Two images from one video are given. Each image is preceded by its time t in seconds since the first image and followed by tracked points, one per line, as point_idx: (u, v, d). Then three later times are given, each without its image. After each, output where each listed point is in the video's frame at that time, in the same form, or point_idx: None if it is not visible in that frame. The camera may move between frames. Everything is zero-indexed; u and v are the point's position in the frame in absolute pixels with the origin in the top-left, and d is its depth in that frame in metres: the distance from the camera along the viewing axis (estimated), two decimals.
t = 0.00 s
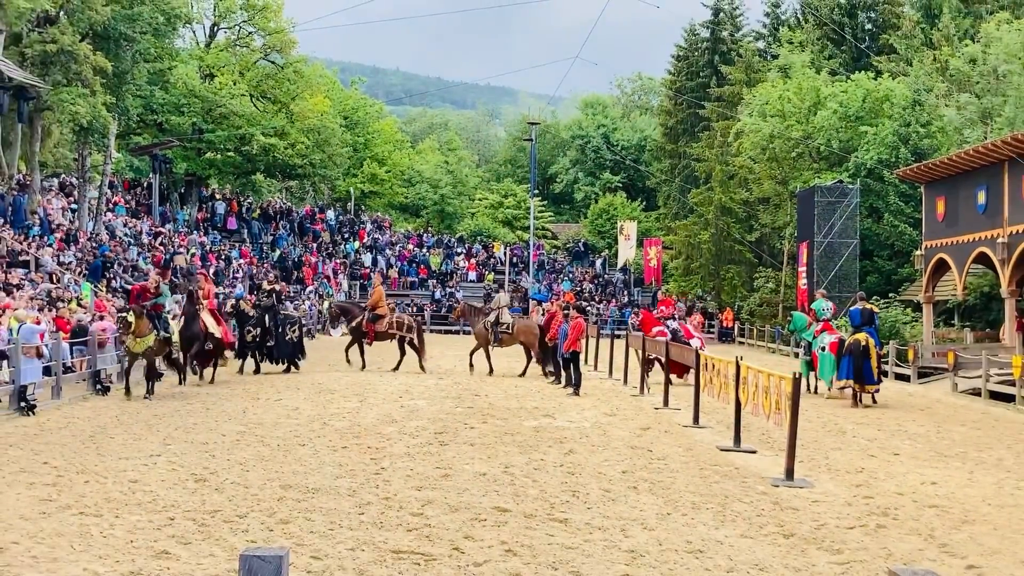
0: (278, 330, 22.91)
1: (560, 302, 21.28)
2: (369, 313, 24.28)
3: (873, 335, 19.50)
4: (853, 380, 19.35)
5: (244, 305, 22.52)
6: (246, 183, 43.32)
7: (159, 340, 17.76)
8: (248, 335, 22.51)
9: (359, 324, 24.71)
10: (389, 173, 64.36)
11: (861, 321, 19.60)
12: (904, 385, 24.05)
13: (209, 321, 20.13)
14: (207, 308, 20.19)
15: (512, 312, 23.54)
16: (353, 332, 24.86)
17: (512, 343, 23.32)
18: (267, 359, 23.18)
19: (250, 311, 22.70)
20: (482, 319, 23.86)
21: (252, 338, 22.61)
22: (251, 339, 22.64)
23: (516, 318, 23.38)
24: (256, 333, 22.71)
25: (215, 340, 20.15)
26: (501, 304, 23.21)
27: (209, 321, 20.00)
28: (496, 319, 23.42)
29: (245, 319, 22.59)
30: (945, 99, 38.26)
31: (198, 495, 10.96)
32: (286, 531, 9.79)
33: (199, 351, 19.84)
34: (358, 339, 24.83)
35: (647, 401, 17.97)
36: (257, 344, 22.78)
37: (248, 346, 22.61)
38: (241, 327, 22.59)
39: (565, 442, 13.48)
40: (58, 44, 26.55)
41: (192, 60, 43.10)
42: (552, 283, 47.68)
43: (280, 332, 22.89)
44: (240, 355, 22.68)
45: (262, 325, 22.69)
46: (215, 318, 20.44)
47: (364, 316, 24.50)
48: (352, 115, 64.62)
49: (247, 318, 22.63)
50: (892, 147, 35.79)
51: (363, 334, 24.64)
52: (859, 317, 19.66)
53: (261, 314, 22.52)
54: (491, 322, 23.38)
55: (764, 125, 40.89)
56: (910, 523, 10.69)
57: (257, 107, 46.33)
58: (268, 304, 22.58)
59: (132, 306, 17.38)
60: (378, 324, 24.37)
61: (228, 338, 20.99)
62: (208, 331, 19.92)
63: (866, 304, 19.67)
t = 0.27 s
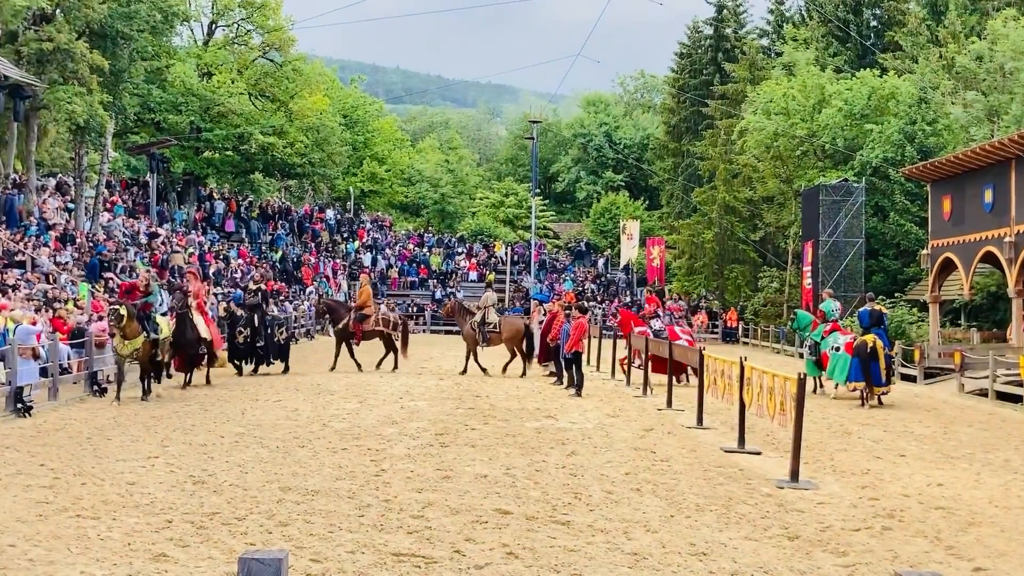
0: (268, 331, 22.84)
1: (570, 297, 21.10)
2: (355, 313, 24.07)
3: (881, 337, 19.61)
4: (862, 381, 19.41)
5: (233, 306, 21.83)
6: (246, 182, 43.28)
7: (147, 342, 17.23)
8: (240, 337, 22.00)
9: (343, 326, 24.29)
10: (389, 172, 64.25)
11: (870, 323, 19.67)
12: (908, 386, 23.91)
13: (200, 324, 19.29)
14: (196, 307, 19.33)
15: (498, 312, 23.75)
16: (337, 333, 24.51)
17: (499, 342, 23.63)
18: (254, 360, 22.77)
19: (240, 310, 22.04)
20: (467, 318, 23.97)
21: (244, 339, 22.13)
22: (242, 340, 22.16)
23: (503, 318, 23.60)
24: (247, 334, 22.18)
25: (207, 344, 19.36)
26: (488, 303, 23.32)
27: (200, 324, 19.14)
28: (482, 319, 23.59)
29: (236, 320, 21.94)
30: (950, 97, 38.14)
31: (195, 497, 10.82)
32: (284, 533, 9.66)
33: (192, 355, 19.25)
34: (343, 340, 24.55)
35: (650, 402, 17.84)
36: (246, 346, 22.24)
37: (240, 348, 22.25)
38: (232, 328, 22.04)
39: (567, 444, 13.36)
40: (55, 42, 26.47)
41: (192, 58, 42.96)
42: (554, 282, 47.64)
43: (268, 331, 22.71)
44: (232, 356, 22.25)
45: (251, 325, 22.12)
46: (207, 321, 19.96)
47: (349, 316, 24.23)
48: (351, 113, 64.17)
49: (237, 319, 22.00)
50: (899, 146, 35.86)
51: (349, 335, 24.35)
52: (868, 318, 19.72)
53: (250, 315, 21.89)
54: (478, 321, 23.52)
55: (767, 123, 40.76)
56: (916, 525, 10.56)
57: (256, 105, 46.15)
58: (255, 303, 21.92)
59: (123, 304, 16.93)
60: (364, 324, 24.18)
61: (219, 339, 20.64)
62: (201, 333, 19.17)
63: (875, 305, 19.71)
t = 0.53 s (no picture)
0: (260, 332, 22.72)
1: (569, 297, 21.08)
2: (344, 314, 24.13)
3: (886, 336, 19.46)
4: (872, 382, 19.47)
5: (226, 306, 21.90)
6: (248, 183, 43.48)
7: (140, 346, 16.84)
8: (233, 338, 21.94)
9: (331, 327, 24.22)
10: (391, 173, 64.27)
11: (873, 322, 19.56)
12: (911, 386, 23.90)
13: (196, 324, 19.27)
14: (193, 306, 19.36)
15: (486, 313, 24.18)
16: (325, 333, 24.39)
17: (486, 342, 24.05)
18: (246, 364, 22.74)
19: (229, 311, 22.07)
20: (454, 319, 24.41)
21: (239, 340, 22.07)
22: (236, 342, 22.07)
23: (490, 318, 24.02)
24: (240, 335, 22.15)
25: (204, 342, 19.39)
26: (475, 303, 23.75)
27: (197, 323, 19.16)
28: (470, 319, 23.94)
29: (228, 322, 21.98)
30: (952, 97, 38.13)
31: (198, 498, 10.83)
32: (287, 534, 9.67)
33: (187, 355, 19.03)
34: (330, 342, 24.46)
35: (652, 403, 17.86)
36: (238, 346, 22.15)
37: (233, 349, 22.09)
38: (224, 330, 21.99)
39: (570, 444, 13.36)
40: (57, 43, 26.36)
41: (193, 59, 43.00)
42: (556, 282, 47.69)
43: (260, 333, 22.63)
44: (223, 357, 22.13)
45: (244, 326, 22.14)
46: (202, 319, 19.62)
47: (337, 317, 24.23)
48: (353, 114, 64.22)
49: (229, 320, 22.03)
50: (900, 145, 35.78)
51: (338, 336, 24.29)
52: (871, 317, 19.62)
53: (244, 315, 21.98)
54: (465, 322, 23.90)
55: (769, 123, 40.76)
56: (918, 525, 10.56)
57: (258, 106, 46.18)
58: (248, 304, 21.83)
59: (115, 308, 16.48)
60: (352, 325, 24.22)
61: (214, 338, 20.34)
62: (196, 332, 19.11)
63: (878, 304, 19.57)
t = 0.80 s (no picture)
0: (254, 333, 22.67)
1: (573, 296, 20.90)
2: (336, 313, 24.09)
3: (893, 336, 19.54)
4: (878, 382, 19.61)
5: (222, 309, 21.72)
6: (252, 185, 43.60)
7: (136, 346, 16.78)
8: (228, 341, 21.84)
9: (324, 326, 24.19)
10: (394, 174, 64.32)
11: (881, 323, 19.55)
12: (915, 386, 23.89)
13: (194, 326, 19.11)
14: (191, 310, 19.24)
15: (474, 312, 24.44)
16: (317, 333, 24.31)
17: (475, 341, 24.31)
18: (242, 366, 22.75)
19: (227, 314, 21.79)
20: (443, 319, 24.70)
21: (233, 342, 22.02)
22: (230, 345, 22.02)
23: (479, 317, 24.26)
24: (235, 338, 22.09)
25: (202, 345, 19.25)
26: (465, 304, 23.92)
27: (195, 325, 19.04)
28: (459, 319, 24.17)
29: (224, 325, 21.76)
30: (956, 96, 38.10)
31: (203, 499, 10.83)
32: (292, 535, 9.67)
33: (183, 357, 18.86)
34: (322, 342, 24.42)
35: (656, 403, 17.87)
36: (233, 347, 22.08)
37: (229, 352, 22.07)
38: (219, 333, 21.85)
39: (574, 445, 13.35)
40: (62, 45, 26.56)
41: (198, 60, 43.10)
42: (560, 283, 47.74)
43: (254, 334, 22.65)
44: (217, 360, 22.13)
45: (239, 327, 22.06)
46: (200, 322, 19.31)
47: (330, 317, 24.19)
48: (357, 115, 64.36)
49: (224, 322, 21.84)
50: (904, 145, 35.70)
51: (330, 336, 24.17)
52: (878, 318, 19.58)
53: (238, 317, 21.86)
54: (454, 322, 24.09)
55: (773, 123, 40.76)
56: (922, 525, 10.55)
57: (262, 108, 46.27)
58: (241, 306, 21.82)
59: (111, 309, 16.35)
60: (344, 324, 24.16)
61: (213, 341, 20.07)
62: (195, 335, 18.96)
63: (885, 305, 19.49)
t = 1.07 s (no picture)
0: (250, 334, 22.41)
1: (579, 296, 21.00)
2: (328, 314, 24.13)
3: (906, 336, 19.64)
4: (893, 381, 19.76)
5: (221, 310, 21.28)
6: (258, 186, 43.69)
7: (136, 349, 16.56)
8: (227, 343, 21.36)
9: (316, 327, 24.28)
10: (400, 175, 64.30)
11: (893, 324, 19.58)
12: (921, 387, 23.88)
13: (195, 327, 18.44)
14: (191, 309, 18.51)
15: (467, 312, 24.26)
16: (310, 335, 24.37)
17: (468, 341, 24.20)
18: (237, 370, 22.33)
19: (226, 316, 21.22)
20: (437, 319, 24.65)
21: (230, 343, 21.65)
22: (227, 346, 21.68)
23: (471, 318, 24.08)
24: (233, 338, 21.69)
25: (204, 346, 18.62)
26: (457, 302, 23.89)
27: (195, 325, 18.38)
28: (452, 319, 24.11)
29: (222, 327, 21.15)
30: (963, 96, 38.04)
31: (210, 500, 10.83)
32: (298, 535, 9.68)
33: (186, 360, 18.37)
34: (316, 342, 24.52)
35: (662, 403, 17.86)
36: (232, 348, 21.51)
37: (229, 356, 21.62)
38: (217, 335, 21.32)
39: (579, 445, 13.34)
40: (68, 47, 26.45)
41: (204, 62, 43.20)
42: (566, 283, 47.77)
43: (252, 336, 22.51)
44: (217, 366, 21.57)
45: (237, 329, 21.63)
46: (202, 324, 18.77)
47: (323, 317, 24.26)
48: (363, 115, 64.25)
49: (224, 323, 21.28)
50: (910, 145, 35.79)
51: (323, 338, 24.29)
52: (889, 319, 19.62)
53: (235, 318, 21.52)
54: (447, 321, 24.08)
55: (779, 123, 40.74)
56: (929, 525, 10.54)
57: (268, 109, 46.35)
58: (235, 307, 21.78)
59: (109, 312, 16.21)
60: (337, 326, 24.31)
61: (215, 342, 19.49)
62: (196, 337, 18.36)
63: (896, 306, 19.58)
